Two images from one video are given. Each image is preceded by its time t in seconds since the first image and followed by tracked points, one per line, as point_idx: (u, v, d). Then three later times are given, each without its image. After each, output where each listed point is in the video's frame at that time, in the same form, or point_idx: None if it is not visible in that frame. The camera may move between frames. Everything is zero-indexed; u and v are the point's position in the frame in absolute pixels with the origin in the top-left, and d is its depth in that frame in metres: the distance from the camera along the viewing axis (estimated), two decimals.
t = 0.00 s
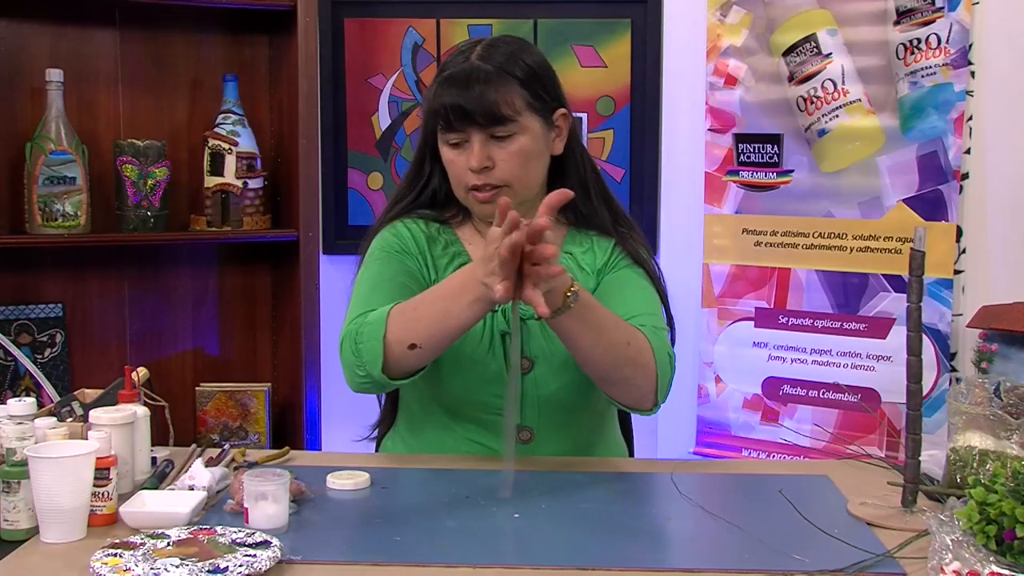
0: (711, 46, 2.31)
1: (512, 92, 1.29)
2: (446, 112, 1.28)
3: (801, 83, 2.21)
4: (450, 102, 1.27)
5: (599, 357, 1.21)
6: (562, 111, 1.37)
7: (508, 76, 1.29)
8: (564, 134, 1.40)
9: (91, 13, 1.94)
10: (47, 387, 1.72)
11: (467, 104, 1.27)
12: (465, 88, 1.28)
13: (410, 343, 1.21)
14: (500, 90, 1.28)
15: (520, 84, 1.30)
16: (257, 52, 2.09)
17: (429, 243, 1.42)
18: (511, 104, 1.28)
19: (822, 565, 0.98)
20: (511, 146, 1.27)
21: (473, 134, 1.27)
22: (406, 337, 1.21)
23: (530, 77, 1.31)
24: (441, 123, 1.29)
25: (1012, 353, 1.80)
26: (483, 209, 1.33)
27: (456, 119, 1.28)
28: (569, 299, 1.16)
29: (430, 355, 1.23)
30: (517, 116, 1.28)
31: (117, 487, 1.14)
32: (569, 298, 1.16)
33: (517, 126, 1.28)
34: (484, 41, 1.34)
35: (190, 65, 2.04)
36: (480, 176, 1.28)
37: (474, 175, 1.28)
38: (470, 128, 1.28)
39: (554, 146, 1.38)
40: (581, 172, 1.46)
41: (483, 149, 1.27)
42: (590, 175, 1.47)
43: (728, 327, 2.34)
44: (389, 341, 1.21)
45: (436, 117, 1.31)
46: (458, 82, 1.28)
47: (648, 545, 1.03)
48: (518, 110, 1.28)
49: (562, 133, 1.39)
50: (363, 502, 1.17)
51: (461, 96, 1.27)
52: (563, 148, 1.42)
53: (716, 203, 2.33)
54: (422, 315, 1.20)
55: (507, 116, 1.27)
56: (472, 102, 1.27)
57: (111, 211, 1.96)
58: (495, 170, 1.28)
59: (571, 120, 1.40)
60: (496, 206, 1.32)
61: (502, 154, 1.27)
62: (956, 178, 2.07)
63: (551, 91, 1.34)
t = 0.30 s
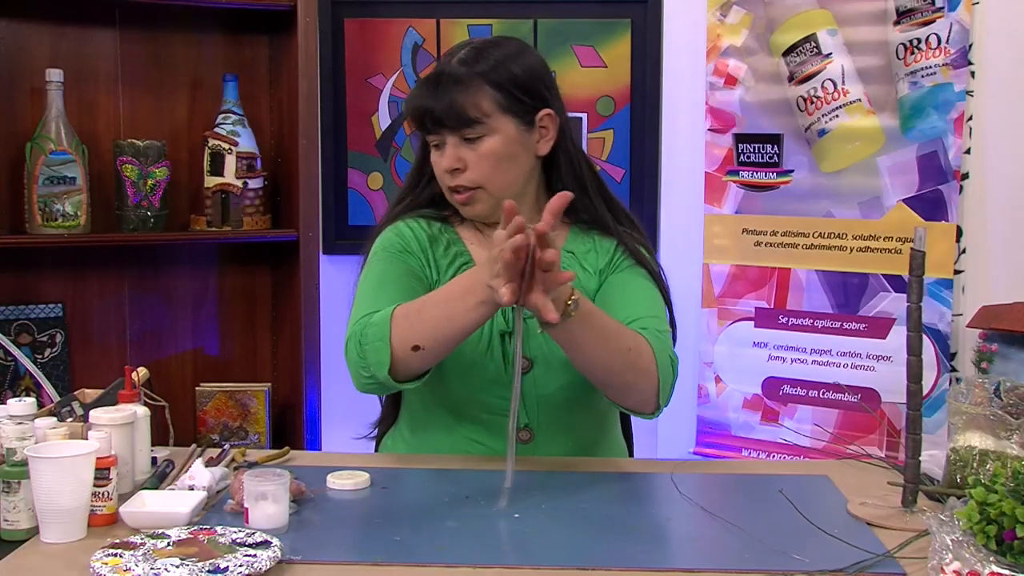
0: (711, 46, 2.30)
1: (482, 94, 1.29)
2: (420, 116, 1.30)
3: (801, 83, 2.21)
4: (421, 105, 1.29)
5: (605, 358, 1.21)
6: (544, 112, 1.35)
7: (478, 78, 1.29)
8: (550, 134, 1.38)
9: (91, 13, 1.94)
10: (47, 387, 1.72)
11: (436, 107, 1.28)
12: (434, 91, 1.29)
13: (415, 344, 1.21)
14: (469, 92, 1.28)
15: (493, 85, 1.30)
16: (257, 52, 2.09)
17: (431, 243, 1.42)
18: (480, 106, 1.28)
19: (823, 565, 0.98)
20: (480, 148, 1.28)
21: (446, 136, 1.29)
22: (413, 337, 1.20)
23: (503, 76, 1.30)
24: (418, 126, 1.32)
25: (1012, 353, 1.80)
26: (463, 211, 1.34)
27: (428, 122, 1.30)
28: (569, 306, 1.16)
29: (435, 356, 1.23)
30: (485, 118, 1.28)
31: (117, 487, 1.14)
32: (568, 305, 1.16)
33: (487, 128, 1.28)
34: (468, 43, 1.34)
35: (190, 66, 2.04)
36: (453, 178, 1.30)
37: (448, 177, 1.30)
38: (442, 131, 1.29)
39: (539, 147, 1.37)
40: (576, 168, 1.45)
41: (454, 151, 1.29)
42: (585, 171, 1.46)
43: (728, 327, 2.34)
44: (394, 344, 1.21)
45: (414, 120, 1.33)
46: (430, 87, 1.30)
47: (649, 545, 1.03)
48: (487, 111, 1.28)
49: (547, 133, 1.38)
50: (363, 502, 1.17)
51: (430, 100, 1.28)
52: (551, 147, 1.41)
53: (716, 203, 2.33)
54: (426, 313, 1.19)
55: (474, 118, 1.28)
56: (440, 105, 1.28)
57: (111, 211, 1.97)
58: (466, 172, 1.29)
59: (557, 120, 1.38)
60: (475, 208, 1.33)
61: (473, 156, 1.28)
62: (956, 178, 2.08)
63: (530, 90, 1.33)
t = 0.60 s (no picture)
0: (711, 46, 2.30)
1: (434, 106, 1.33)
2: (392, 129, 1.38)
3: (801, 83, 2.21)
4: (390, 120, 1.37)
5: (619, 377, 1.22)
6: (502, 118, 1.34)
7: (432, 92, 1.33)
8: (514, 140, 1.36)
9: (91, 13, 1.94)
10: (47, 387, 1.72)
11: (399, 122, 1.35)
12: (397, 105, 1.36)
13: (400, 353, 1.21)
14: (423, 105, 1.33)
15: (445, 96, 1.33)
16: (257, 52, 2.08)
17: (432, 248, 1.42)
18: (431, 119, 1.32)
19: (822, 565, 0.98)
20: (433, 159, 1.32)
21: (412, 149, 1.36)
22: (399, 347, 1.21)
23: (458, 88, 1.33)
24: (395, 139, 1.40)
25: (1012, 353, 1.80)
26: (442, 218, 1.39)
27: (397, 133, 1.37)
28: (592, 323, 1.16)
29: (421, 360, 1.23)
30: (435, 130, 1.32)
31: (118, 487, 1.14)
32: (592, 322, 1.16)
33: (438, 139, 1.32)
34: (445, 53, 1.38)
35: (190, 66, 2.04)
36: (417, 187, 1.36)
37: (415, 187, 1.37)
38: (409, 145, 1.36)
39: (499, 154, 1.35)
40: (539, 170, 1.39)
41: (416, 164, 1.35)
42: (550, 171, 1.40)
43: (728, 327, 2.34)
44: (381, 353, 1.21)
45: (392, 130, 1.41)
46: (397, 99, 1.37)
47: (650, 545, 1.03)
48: (435, 123, 1.32)
49: (511, 139, 1.35)
50: (364, 502, 1.17)
51: (393, 114, 1.36)
52: (509, 154, 1.36)
53: (716, 203, 2.33)
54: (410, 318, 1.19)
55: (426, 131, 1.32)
56: (401, 119, 1.35)
57: (111, 211, 1.96)
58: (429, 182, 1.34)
59: (519, 124, 1.35)
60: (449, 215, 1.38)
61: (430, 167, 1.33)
62: (956, 178, 2.08)
63: (483, 97, 1.32)
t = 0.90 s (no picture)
0: (711, 46, 2.30)
1: (435, 98, 1.35)
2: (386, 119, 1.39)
3: (801, 83, 2.21)
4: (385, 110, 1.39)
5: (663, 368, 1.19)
6: (502, 116, 1.37)
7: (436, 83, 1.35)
8: (511, 137, 1.40)
9: (92, 13, 1.94)
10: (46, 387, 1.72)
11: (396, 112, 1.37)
12: (397, 95, 1.37)
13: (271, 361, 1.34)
14: (422, 96, 1.35)
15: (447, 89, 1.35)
16: (257, 52, 2.08)
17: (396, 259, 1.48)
18: (431, 110, 1.34)
19: (822, 564, 0.98)
20: (432, 151, 1.34)
21: (404, 140, 1.37)
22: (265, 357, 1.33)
23: (460, 81, 1.35)
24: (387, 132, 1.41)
25: (1012, 353, 1.80)
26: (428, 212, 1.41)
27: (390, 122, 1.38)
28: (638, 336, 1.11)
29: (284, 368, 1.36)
30: (435, 121, 1.34)
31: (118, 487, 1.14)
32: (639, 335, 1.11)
33: (436, 131, 1.34)
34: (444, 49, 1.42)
35: (190, 65, 2.04)
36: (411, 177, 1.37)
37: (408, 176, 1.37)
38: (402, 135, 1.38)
39: (496, 151, 1.38)
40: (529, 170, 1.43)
41: (409, 155, 1.36)
42: (541, 173, 1.43)
43: (728, 327, 2.34)
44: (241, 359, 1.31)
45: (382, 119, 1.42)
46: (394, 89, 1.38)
47: (651, 545, 1.03)
48: (438, 115, 1.34)
49: (508, 138, 1.39)
50: (363, 502, 1.17)
51: (392, 102, 1.37)
52: (503, 153, 1.39)
53: (716, 203, 2.33)
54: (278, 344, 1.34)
55: (424, 121, 1.34)
56: (398, 108, 1.36)
57: (111, 211, 1.96)
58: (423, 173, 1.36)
59: (517, 123, 1.39)
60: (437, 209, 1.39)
61: (425, 158, 1.35)
62: (956, 178, 2.08)
63: (482, 91, 1.35)
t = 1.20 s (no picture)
0: (711, 46, 2.30)
1: (456, 98, 1.35)
2: (394, 114, 1.32)
3: (801, 83, 2.21)
4: (398, 103, 1.32)
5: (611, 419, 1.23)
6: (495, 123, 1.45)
7: (452, 83, 1.36)
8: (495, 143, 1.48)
9: (92, 13, 1.94)
10: (47, 387, 1.73)
11: (415, 107, 1.32)
12: (412, 90, 1.33)
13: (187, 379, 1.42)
14: (445, 95, 1.34)
15: (463, 92, 1.37)
16: (257, 52, 2.09)
17: (341, 270, 1.51)
18: (455, 110, 1.35)
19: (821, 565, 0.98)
20: (453, 151, 1.34)
21: (416, 136, 1.33)
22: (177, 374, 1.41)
23: (469, 84, 1.38)
24: (385, 124, 1.34)
25: (1012, 353, 1.80)
26: (419, 213, 1.38)
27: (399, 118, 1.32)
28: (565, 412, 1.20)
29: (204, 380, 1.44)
30: (460, 121, 1.35)
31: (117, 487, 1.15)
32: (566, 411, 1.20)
33: (459, 132, 1.34)
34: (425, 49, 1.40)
35: (190, 65, 2.04)
36: (423, 176, 1.34)
37: (415, 176, 1.34)
38: (414, 131, 1.33)
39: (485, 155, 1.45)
40: (492, 181, 1.52)
41: (425, 153, 1.33)
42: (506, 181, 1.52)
43: (728, 327, 2.35)
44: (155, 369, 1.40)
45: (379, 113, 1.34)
46: (403, 84, 1.34)
47: (650, 545, 1.03)
48: (461, 116, 1.35)
49: (494, 142, 1.48)
50: (363, 502, 1.17)
51: (409, 97, 1.32)
52: (490, 158, 1.48)
53: (716, 203, 2.33)
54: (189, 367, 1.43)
55: (451, 121, 1.33)
56: (420, 104, 1.32)
57: (111, 211, 1.97)
58: (436, 173, 1.35)
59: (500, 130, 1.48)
60: (432, 209, 1.38)
61: (443, 158, 1.34)
62: (956, 178, 2.07)
63: (484, 97, 1.41)
